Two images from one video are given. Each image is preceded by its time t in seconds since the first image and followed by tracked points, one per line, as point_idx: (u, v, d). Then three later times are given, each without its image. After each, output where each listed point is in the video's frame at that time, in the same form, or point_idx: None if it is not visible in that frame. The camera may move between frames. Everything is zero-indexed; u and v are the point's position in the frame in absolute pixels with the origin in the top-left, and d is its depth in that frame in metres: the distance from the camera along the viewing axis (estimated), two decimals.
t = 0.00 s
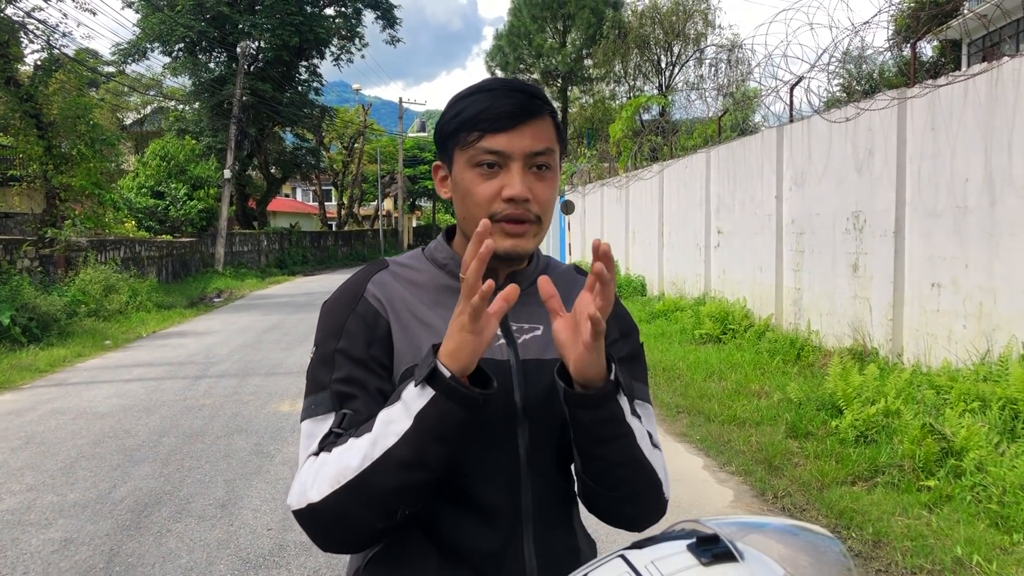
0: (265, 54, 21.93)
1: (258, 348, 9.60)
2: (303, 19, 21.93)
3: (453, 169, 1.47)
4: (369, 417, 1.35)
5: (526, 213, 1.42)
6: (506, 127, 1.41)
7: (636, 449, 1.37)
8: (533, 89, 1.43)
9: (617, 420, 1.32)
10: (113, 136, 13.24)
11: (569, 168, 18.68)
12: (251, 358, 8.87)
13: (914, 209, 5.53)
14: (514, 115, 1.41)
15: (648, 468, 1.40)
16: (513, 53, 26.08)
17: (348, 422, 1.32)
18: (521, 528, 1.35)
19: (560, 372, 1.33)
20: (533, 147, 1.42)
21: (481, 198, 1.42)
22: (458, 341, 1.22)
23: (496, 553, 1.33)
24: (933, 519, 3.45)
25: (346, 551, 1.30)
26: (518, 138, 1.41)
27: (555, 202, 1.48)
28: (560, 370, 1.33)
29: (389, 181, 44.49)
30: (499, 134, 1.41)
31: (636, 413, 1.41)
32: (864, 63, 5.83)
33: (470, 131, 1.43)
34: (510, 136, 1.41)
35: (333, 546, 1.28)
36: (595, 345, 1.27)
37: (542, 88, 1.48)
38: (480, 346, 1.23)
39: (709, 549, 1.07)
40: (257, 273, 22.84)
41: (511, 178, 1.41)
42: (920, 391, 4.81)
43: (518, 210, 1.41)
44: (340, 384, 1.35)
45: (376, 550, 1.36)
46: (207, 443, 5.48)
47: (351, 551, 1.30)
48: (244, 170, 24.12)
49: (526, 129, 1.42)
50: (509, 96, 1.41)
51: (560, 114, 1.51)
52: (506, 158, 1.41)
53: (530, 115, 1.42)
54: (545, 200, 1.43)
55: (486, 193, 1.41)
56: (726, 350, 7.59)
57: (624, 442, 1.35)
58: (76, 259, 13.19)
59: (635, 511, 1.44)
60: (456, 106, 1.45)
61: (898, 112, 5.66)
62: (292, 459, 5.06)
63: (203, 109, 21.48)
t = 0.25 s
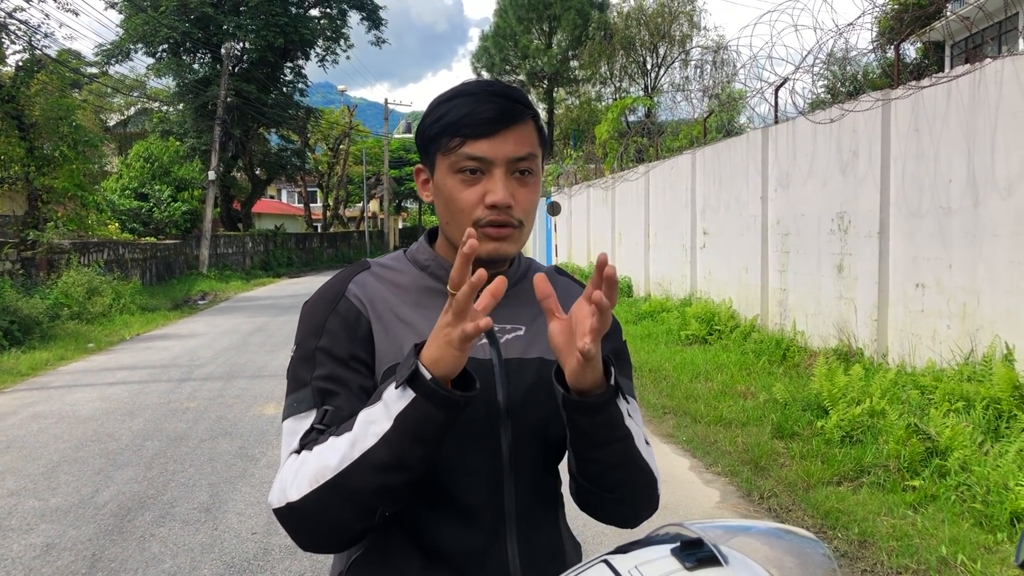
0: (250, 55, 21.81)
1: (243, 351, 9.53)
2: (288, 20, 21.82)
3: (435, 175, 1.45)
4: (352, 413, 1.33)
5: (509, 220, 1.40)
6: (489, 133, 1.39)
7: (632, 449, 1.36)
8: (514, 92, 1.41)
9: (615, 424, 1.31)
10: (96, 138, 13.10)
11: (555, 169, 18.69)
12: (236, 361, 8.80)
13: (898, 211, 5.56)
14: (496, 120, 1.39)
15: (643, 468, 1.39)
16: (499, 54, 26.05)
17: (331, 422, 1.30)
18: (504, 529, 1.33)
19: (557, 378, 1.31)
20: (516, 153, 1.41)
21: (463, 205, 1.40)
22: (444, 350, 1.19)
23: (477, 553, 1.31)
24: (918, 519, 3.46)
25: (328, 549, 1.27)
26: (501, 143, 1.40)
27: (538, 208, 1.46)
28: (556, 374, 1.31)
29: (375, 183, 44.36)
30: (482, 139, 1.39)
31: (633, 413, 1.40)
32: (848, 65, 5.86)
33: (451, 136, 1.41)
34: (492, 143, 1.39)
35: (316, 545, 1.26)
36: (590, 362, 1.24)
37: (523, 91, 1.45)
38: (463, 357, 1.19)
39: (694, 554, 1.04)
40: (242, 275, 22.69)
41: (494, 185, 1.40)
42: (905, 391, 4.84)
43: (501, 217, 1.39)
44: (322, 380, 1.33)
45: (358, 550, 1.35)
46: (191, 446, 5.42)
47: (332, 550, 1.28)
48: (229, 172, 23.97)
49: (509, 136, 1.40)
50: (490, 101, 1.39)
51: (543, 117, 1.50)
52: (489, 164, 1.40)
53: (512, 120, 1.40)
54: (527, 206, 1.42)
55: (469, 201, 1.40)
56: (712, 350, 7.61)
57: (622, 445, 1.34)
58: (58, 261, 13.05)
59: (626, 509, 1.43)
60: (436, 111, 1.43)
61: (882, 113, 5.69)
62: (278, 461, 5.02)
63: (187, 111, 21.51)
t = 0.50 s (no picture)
0: (243, 55, 21.75)
1: (237, 351, 9.49)
2: (281, 20, 21.76)
3: (428, 173, 1.44)
4: (344, 421, 1.33)
5: (502, 219, 1.39)
6: (483, 131, 1.38)
7: (616, 459, 1.35)
8: (509, 91, 1.41)
9: (595, 437, 1.30)
10: (89, 137, 13.04)
11: (549, 169, 18.70)
12: (230, 361, 8.77)
13: (891, 210, 5.58)
14: (490, 119, 1.38)
15: (626, 478, 1.38)
16: (493, 54, 26.05)
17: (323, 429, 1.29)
18: (498, 532, 1.33)
19: (536, 393, 1.31)
20: (509, 152, 1.40)
21: (456, 204, 1.39)
22: (432, 370, 1.18)
23: (472, 556, 1.31)
24: (912, 518, 3.47)
25: (321, 555, 1.27)
26: (495, 142, 1.39)
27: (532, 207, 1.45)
28: (538, 389, 1.31)
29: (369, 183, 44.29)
30: (476, 138, 1.38)
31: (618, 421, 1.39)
32: (841, 65, 5.87)
33: (445, 135, 1.40)
34: (485, 141, 1.38)
35: (311, 551, 1.25)
36: (569, 376, 1.25)
37: (517, 89, 1.44)
38: (452, 373, 1.19)
39: (690, 552, 1.04)
40: (235, 275, 22.63)
41: (487, 183, 1.39)
42: (898, 390, 4.85)
43: (494, 217, 1.39)
44: (314, 387, 1.32)
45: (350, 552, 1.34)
46: (184, 447, 5.40)
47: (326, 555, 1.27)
48: (222, 172, 23.89)
49: (502, 135, 1.39)
50: (485, 99, 1.38)
51: (536, 115, 1.49)
52: (482, 163, 1.39)
53: (506, 118, 1.40)
54: (521, 205, 1.41)
55: (462, 200, 1.39)
56: (706, 350, 7.61)
57: (601, 458, 1.33)
58: (51, 262, 12.98)
59: (609, 516, 1.41)
60: (429, 109, 1.42)
61: (875, 113, 5.71)
62: (272, 462, 5.00)
63: (180, 110, 21.39)
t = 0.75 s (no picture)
0: (242, 54, 21.74)
1: (235, 350, 9.49)
2: (280, 19, 21.74)
3: (424, 175, 1.45)
4: (344, 423, 1.33)
5: (496, 222, 1.40)
6: (475, 136, 1.39)
7: (611, 459, 1.35)
8: (503, 93, 1.40)
9: (590, 437, 1.31)
10: (88, 137, 13.03)
11: (547, 168, 18.71)
12: (228, 360, 8.77)
13: (889, 211, 5.59)
14: (485, 122, 1.38)
15: (622, 478, 1.38)
16: (491, 54, 26.06)
17: (323, 433, 1.30)
18: (498, 530, 1.34)
19: (534, 394, 1.32)
20: (503, 155, 1.40)
21: (451, 207, 1.40)
22: (426, 381, 1.19)
23: (472, 553, 1.32)
24: (909, 517, 3.48)
25: (322, 557, 1.28)
26: (488, 145, 1.39)
27: (527, 208, 1.45)
28: (534, 390, 1.32)
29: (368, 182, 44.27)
30: (468, 142, 1.39)
31: (615, 420, 1.39)
32: (839, 65, 5.88)
33: (439, 138, 1.40)
34: (479, 145, 1.39)
35: (315, 551, 1.26)
36: (561, 378, 1.25)
37: (512, 90, 1.44)
38: (447, 381, 1.20)
39: (688, 549, 1.05)
40: (234, 274, 22.62)
41: (481, 187, 1.39)
42: (896, 389, 4.86)
43: (487, 221, 1.40)
44: (314, 390, 1.32)
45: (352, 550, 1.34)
46: (183, 445, 5.40)
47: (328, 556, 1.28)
48: (221, 171, 23.88)
49: (497, 138, 1.40)
50: (479, 103, 1.38)
51: (533, 115, 1.48)
52: (476, 167, 1.40)
53: (501, 121, 1.40)
54: (515, 206, 1.42)
55: (456, 203, 1.40)
56: (704, 350, 7.60)
57: (598, 458, 1.33)
58: (50, 260, 12.97)
59: (604, 513, 1.41)
60: (425, 111, 1.43)
61: (873, 114, 5.72)
62: (270, 461, 5.00)
63: (179, 109, 21.32)
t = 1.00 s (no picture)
0: (238, 53, 21.70)
1: (233, 349, 9.48)
2: (276, 18, 21.70)
3: (422, 174, 1.46)
4: (345, 427, 1.34)
5: (493, 218, 1.40)
6: (471, 133, 1.39)
7: (611, 458, 1.36)
8: (498, 90, 1.41)
9: (590, 436, 1.31)
10: (84, 135, 13.00)
11: (544, 167, 18.71)
12: (226, 359, 8.76)
13: (886, 209, 5.60)
14: (479, 118, 1.39)
15: (622, 476, 1.39)
16: (488, 53, 26.05)
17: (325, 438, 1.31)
18: (501, 527, 1.34)
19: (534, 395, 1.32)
20: (499, 151, 1.40)
21: (447, 204, 1.41)
22: (413, 392, 1.20)
23: (475, 550, 1.32)
24: (906, 515, 3.49)
25: (326, 556, 1.29)
26: (484, 142, 1.39)
27: (525, 204, 1.45)
28: (534, 390, 1.32)
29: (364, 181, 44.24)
30: (464, 140, 1.39)
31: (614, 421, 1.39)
32: (836, 63, 5.89)
33: (435, 136, 1.41)
34: (473, 142, 1.39)
35: (320, 551, 1.27)
36: (559, 378, 1.26)
37: (507, 86, 1.44)
38: (435, 394, 1.20)
39: (693, 543, 1.05)
40: (231, 273, 22.58)
41: (477, 184, 1.40)
42: (893, 387, 4.87)
43: (483, 217, 1.40)
44: (316, 394, 1.33)
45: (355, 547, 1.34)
46: (181, 444, 5.40)
47: (331, 555, 1.29)
48: (217, 170, 23.85)
49: (492, 134, 1.40)
50: (474, 99, 1.39)
51: (530, 112, 1.48)
52: (471, 164, 1.40)
53: (495, 118, 1.40)
54: (513, 203, 1.42)
55: (452, 200, 1.40)
56: (702, 348, 7.61)
57: (599, 456, 1.33)
58: (47, 259, 12.95)
59: (605, 511, 1.42)
60: (421, 110, 1.44)
61: (870, 112, 5.73)
62: (269, 460, 5.00)
63: (175, 109, 21.26)
